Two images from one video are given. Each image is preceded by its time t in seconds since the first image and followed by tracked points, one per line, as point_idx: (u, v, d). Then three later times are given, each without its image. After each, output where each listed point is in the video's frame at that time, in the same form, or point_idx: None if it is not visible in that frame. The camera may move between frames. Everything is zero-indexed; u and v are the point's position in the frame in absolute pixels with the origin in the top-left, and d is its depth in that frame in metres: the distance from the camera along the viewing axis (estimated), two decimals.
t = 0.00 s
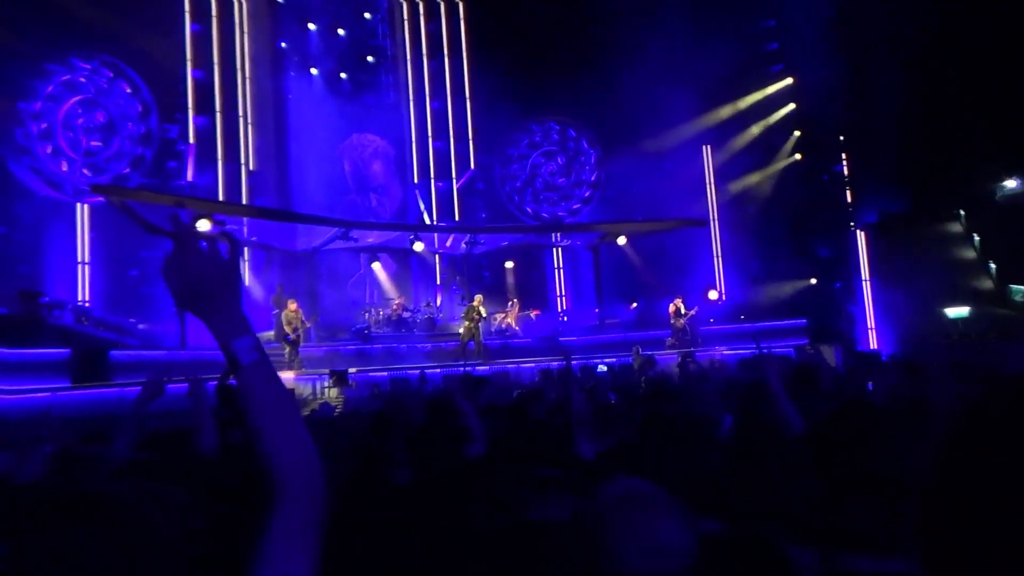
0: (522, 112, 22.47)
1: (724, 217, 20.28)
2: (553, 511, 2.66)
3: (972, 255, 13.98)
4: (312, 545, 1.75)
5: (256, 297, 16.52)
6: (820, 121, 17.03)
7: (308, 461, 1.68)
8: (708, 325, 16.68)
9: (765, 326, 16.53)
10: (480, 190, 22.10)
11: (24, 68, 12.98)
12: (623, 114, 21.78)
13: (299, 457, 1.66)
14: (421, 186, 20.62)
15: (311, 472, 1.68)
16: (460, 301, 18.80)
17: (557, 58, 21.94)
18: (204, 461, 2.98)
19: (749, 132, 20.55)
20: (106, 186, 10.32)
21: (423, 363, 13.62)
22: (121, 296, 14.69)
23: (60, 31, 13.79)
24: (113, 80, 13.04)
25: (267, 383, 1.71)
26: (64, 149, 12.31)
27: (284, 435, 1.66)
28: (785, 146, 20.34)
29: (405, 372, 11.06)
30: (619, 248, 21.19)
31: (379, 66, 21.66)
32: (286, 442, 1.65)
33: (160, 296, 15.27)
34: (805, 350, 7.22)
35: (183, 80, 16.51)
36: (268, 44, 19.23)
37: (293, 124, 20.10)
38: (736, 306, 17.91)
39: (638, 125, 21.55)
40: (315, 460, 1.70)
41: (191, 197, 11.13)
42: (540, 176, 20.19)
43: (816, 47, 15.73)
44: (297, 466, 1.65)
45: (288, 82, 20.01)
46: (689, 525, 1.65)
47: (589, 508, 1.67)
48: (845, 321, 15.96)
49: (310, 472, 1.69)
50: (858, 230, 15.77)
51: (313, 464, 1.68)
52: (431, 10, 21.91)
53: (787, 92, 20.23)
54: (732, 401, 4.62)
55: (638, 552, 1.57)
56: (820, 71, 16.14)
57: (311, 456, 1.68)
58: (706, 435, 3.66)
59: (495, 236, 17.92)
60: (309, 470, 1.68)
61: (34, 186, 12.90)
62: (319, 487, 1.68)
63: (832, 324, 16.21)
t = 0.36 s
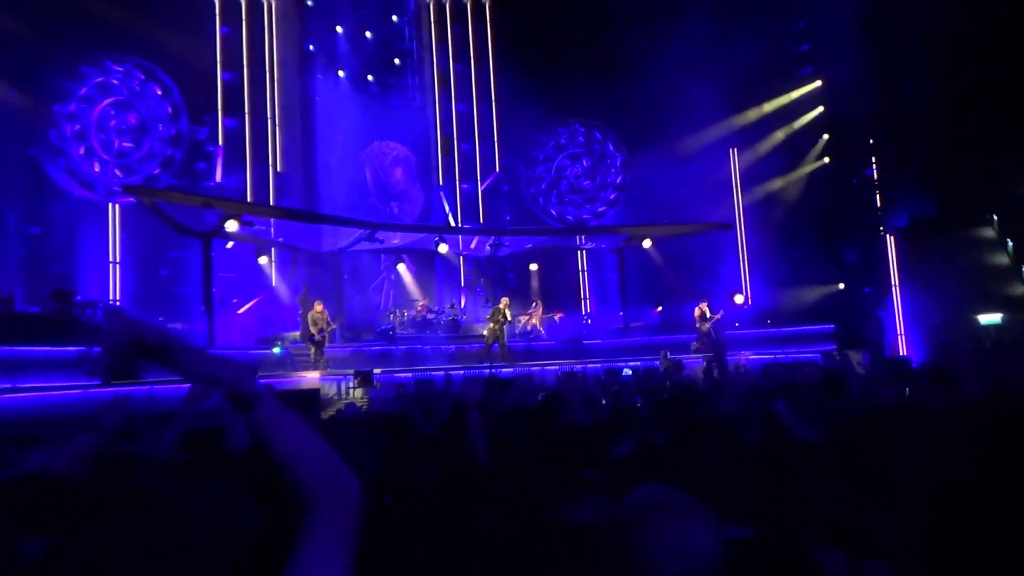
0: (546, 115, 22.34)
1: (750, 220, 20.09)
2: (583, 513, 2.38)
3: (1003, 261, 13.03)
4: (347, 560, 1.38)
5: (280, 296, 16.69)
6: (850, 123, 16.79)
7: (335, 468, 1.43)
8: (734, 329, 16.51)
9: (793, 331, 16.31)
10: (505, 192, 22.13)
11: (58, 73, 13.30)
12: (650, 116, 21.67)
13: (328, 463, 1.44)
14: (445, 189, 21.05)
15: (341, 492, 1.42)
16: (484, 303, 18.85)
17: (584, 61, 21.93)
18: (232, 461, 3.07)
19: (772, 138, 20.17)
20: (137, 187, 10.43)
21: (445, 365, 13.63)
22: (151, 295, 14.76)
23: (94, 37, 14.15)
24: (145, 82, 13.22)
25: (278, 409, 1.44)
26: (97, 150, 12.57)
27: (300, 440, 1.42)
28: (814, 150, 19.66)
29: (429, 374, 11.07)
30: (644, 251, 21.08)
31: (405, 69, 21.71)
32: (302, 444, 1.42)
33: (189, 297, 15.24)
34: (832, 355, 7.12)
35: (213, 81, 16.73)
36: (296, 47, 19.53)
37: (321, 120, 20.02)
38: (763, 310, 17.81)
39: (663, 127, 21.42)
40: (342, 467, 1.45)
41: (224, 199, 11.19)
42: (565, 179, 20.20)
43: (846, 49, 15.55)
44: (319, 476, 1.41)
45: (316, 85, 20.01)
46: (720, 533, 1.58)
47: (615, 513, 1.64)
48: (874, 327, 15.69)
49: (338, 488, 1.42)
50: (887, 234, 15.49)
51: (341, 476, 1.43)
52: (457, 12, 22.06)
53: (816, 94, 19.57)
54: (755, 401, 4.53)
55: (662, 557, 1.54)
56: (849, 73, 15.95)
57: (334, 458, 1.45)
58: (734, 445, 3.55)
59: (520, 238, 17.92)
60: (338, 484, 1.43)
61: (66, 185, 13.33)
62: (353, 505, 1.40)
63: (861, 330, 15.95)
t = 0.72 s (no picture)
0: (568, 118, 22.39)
1: (773, 222, 19.94)
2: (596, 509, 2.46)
3: None
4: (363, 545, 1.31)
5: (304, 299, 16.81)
6: (875, 123, 16.59)
7: (342, 480, 1.42)
8: (758, 332, 16.34)
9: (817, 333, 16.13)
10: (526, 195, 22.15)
11: (88, 79, 13.61)
12: (672, 119, 21.53)
13: (328, 478, 1.43)
14: (466, 191, 21.10)
15: (355, 494, 1.40)
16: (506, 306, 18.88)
17: (606, 64, 21.90)
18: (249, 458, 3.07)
19: (794, 142, 19.98)
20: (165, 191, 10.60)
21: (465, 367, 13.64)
22: (178, 297, 15.11)
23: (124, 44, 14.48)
24: (172, 88, 13.40)
25: (286, 454, 1.49)
26: (125, 155, 12.76)
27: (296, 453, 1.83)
28: (839, 150, 19.63)
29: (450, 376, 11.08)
30: (666, 253, 20.96)
31: (427, 73, 22.19)
32: (305, 468, 1.45)
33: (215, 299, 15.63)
34: (860, 360, 7.01)
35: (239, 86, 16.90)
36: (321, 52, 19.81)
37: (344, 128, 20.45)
38: (786, 313, 17.29)
39: (684, 129, 21.28)
40: (355, 472, 1.45)
41: (247, 203, 11.30)
42: (587, 181, 20.18)
43: (871, 49, 15.38)
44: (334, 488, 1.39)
45: (340, 91, 20.30)
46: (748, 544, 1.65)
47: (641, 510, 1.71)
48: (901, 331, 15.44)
49: (356, 497, 1.40)
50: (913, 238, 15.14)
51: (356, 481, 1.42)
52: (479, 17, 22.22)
53: (840, 94, 19.59)
54: (781, 408, 4.39)
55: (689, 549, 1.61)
56: (873, 72, 15.78)
57: (340, 470, 1.45)
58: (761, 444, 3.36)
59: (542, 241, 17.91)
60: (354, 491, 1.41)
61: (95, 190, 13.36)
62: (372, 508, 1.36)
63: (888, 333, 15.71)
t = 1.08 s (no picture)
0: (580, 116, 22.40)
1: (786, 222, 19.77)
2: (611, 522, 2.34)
3: None
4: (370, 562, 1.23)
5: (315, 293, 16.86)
6: (891, 123, 16.44)
7: (351, 485, 1.32)
8: (769, 332, 16.26)
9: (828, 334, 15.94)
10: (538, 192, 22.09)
11: (104, 73, 13.68)
12: (686, 118, 21.44)
13: (341, 492, 1.31)
14: (478, 187, 21.05)
15: (361, 501, 1.30)
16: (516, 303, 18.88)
17: (619, 62, 21.88)
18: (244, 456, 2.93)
19: (807, 142, 19.84)
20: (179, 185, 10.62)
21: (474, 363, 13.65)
22: (190, 290, 15.10)
23: (139, 38, 14.55)
24: (187, 82, 13.55)
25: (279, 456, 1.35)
26: (139, 148, 12.84)
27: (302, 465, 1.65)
28: (852, 151, 19.31)
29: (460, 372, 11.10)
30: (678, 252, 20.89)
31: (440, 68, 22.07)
32: (305, 474, 1.31)
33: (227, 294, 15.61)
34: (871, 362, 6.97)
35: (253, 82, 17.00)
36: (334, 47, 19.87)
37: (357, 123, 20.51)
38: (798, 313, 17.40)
39: (696, 127, 21.21)
40: (364, 477, 1.35)
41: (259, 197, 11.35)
42: (599, 179, 20.23)
43: (886, 49, 15.27)
44: (341, 498, 1.29)
45: (353, 86, 20.36)
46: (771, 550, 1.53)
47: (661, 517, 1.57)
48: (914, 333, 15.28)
49: (362, 507, 1.30)
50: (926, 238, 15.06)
51: (363, 487, 1.32)
52: (492, 13, 22.18)
53: (856, 94, 19.10)
54: (795, 408, 4.35)
55: (718, 554, 1.47)
56: (888, 72, 15.65)
57: (349, 475, 1.34)
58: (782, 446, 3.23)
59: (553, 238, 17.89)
60: (359, 497, 1.31)
61: (109, 182, 13.52)
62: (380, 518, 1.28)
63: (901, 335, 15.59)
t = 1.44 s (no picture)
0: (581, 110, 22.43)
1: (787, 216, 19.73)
2: (596, 506, 2.47)
3: None
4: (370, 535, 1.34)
5: (315, 287, 16.81)
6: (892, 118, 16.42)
7: (353, 468, 1.46)
8: (768, 327, 16.28)
9: (831, 330, 15.67)
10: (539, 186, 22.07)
11: (105, 66, 13.71)
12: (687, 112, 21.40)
13: (340, 472, 1.45)
14: (478, 181, 20.97)
15: (360, 486, 1.43)
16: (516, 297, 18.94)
17: (620, 55, 21.85)
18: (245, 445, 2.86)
19: (807, 138, 19.75)
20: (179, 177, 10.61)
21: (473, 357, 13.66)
22: (191, 283, 15.24)
23: (139, 31, 14.57)
24: (186, 75, 13.55)
25: (280, 437, 1.51)
26: (140, 141, 12.85)
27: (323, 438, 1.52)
28: (853, 146, 18.97)
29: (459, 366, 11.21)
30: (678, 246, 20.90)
31: (441, 62, 22.46)
32: (305, 454, 1.46)
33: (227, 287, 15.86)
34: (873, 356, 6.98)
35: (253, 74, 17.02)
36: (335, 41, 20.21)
37: (357, 117, 20.77)
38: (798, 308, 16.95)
39: (697, 122, 21.19)
40: (363, 462, 1.49)
41: (260, 190, 11.33)
42: (599, 173, 20.32)
43: (887, 43, 15.25)
44: (340, 478, 1.43)
45: (353, 79, 20.74)
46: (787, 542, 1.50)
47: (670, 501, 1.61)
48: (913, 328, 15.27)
49: (360, 490, 1.43)
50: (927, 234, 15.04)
51: (363, 472, 1.45)
52: (494, 6, 22.16)
53: (856, 89, 18.80)
54: (793, 403, 4.32)
55: (724, 545, 1.46)
56: (890, 66, 15.58)
57: (349, 458, 1.48)
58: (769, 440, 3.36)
59: (553, 232, 17.92)
60: (359, 483, 1.44)
61: (108, 174, 13.50)
62: (378, 499, 1.39)
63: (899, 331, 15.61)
